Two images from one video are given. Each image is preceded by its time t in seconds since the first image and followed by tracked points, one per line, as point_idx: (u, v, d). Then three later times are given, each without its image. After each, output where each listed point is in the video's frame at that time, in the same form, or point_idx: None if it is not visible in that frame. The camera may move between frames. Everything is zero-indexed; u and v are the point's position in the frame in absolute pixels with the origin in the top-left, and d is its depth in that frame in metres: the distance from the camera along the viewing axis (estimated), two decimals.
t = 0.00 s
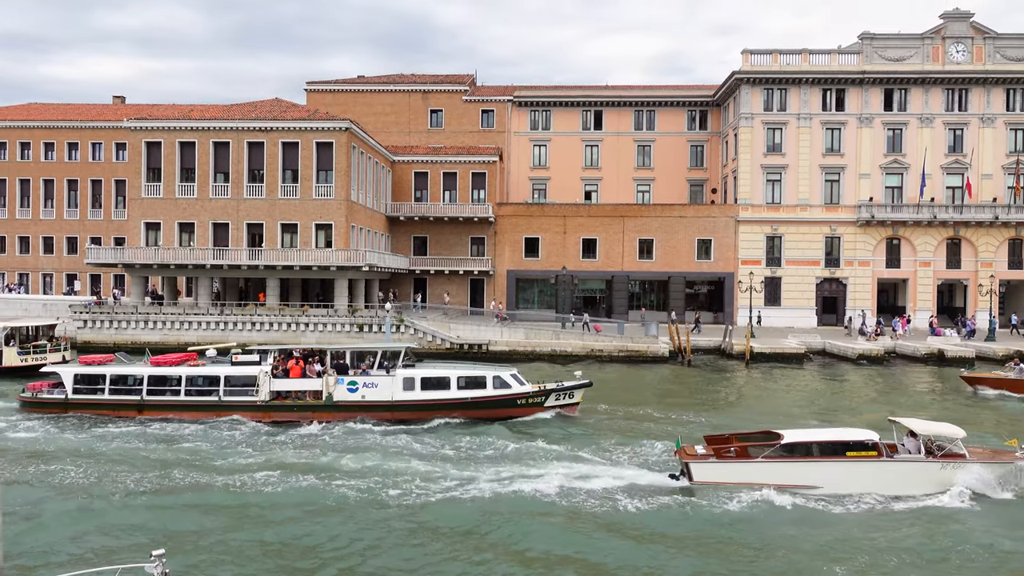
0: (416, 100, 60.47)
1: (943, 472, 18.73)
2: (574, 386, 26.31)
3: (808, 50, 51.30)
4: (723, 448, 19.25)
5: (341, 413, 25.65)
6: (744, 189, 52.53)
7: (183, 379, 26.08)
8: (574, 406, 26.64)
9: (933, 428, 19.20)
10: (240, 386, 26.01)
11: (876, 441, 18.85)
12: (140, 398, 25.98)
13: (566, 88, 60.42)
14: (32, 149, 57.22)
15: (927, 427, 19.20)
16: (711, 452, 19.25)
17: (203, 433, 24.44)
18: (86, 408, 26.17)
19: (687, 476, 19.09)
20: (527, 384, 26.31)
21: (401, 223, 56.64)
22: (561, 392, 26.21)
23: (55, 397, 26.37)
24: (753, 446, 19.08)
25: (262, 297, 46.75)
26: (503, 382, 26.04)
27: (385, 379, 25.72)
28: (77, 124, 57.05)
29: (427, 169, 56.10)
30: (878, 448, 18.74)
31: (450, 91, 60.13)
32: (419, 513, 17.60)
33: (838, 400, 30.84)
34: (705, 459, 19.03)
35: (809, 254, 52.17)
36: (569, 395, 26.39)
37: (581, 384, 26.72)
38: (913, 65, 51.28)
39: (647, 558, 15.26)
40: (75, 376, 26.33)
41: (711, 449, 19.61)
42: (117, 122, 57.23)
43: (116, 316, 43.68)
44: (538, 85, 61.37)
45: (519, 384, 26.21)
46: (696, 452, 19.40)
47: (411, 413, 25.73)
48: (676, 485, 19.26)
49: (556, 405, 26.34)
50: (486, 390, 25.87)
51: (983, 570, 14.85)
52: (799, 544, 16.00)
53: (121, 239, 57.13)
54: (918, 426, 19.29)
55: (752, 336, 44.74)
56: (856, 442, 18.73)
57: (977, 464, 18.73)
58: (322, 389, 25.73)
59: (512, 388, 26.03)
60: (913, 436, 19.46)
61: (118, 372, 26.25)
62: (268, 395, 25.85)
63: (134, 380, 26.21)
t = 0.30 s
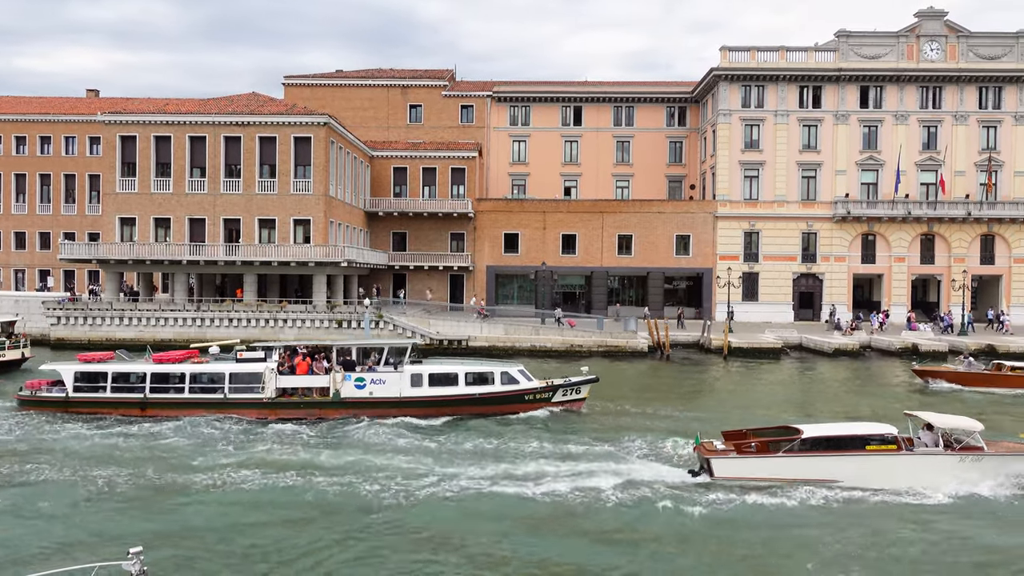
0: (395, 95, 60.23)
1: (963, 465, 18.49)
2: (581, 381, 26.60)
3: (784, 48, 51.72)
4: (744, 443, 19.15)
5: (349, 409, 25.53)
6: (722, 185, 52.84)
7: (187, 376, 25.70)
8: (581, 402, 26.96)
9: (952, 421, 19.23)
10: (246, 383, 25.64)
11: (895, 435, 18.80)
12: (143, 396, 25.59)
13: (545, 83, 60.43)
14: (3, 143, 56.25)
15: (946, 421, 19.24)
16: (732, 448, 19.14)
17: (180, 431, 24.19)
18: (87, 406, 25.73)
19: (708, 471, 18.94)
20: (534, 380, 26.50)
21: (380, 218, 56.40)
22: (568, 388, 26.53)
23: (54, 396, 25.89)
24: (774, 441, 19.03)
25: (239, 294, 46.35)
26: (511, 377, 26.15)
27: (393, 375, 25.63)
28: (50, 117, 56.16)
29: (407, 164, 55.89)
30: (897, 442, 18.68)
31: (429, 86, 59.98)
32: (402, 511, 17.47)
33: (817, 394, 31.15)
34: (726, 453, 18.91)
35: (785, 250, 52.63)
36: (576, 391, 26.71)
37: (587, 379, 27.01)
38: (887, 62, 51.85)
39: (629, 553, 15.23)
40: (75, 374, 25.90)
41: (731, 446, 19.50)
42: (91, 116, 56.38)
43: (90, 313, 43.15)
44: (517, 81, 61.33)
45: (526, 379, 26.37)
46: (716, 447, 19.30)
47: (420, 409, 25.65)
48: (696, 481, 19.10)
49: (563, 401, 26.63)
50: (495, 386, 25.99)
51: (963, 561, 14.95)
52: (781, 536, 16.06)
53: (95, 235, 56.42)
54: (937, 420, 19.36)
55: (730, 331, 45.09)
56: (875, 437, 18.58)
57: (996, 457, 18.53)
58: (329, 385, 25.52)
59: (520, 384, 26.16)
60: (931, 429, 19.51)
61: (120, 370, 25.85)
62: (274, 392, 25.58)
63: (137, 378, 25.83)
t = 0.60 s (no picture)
0: (377, 95, 60.05)
1: (981, 463, 18.76)
2: (589, 382, 26.53)
3: (765, 49, 52.09)
4: (763, 443, 19.19)
5: (357, 411, 25.45)
6: (704, 186, 53.12)
7: (192, 379, 25.40)
8: (589, 402, 26.88)
9: (968, 420, 19.37)
10: (253, 387, 25.44)
11: (913, 434, 18.88)
12: (148, 399, 25.25)
13: (528, 84, 60.47)
14: None
15: (963, 419, 19.41)
16: (752, 448, 19.09)
17: (161, 436, 23.78)
18: (89, 409, 25.33)
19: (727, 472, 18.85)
20: (542, 381, 26.55)
21: (362, 219, 56.17)
22: (576, 389, 26.51)
23: (56, 399, 25.42)
24: (793, 441, 19.07)
25: (220, 295, 46.03)
26: (519, 378, 26.19)
27: (401, 377, 25.59)
28: (27, 117, 55.45)
29: (389, 165, 55.75)
30: (915, 441, 18.78)
31: (411, 87, 59.89)
32: (387, 514, 17.38)
33: (799, 393, 31.39)
34: (746, 453, 18.86)
35: (767, 250, 53.00)
36: (584, 391, 26.65)
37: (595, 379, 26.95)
38: (867, 64, 52.39)
39: (615, 553, 15.24)
40: (77, 377, 25.48)
41: (749, 446, 19.47)
42: (69, 115, 55.71)
43: (68, 315, 42.68)
44: (500, 81, 61.34)
45: (534, 380, 26.40)
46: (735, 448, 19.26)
47: (429, 410, 25.65)
48: (714, 481, 18.99)
49: (571, 402, 26.54)
50: (502, 387, 26.00)
51: (946, 559, 15.07)
52: (765, 535, 16.15)
53: (73, 235, 55.80)
54: (953, 419, 19.47)
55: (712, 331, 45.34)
56: (894, 436, 18.73)
57: (1012, 455, 18.87)
58: (337, 388, 25.43)
59: (528, 385, 26.19)
60: (945, 428, 19.62)
61: (124, 372, 25.46)
62: (281, 394, 25.37)
63: (141, 381, 25.50)
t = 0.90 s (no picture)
0: (357, 92, 59.72)
1: (997, 461, 18.94)
2: (595, 379, 26.83)
3: (744, 49, 52.42)
4: (784, 440, 19.33)
5: (365, 410, 25.35)
6: (684, 184, 53.42)
7: (198, 377, 25.13)
8: (594, 400, 27.21)
9: (984, 418, 19.60)
10: (261, 384, 25.21)
11: (932, 431, 19.06)
12: (154, 397, 24.90)
13: (508, 81, 60.42)
14: None
15: (979, 418, 19.64)
16: (772, 445, 19.27)
17: (139, 433, 23.62)
18: (93, 408, 24.94)
19: (748, 470, 18.99)
20: (549, 379, 26.57)
21: (341, 216, 55.84)
22: (583, 386, 26.70)
23: (59, 398, 25.03)
24: (813, 438, 19.20)
25: (197, 293, 45.58)
26: (527, 376, 26.18)
27: (410, 374, 25.47)
28: None
29: (369, 162, 55.46)
30: (934, 438, 18.96)
31: (392, 83, 59.68)
32: (370, 515, 17.23)
33: (779, 390, 31.67)
34: (766, 451, 19.00)
35: (745, 248, 53.41)
36: (590, 389, 26.91)
37: (601, 377, 27.23)
38: (844, 65, 52.94)
39: (598, 552, 15.29)
40: (81, 376, 25.13)
41: (769, 443, 19.63)
42: (43, 110, 54.88)
43: (42, 312, 42.08)
44: (480, 79, 61.26)
45: (542, 378, 26.43)
46: (756, 446, 19.41)
47: (438, 408, 25.53)
48: (724, 479, 19.16)
49: (578, 399, 26.80)
50: (511, 385, 25.96)
51: (926, 557, 15.17)
52: (747, 534, 16.20)
53: (47, 231, 54.95)
54: (969, 416, 19.71)
55: (691, 329, 45.62)
56: (912, 433, 18.86)
57: None
58: (345, 385, 25.30)
59: (536, 382, 26.24)
60: (961, 425, 19.85)
61: (129, 371, 25.16)
62: (289, 392, 25.20)
63: (146, 379, 25.14)
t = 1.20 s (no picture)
0: (341, 92, 59.50)
1: (1019, 460, 19.14)
2: (607, 380, 26.89)
3: (727, 51, 52.74)
4: (808, 441, 19.55)
5: (380, 412, 25.17)
6: (667, 185, 53.65)
7: (211, 380, 25.06)
8: (606, 401, 27.22)
9: (1003, 418, 19.88)
10: (274, 386, 25.19)
11: (954, 431, 19.27)
12: (165, 400, 24.81)
13: (492, 82, 60.43)
14: None
15: (999, 418, 19.91)
16: (796, 446, 19.45)
17: (121, 436, 23.41)
18: (103, 412, 24.74)
19: (774, 471, 19.13)
20: (562, 380, 26.62)
21: (325, 217, 55.59)
22: (595, 387, 26.74)
23: (67, 402, 24.78)
24: (837, 439, 19.43)
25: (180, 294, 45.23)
26: (540, 377, 26.25)
27: (424, 375, 25.47)
28: None
29: (353, 163, 55.29)
30: (956, 438, 19.17)
31: (376, 84, 59.52)
32: (355, 518, 17.13)
33: (764, 390, 31.87)
34: (792, 452, 19.16)
35: (728, 249, 53.73)
36: (602, 389, 26.94)
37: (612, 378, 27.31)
38: (826, 67, 53.39)
39: (586, 554, 15.34)
40: (90, 379, 24.92)
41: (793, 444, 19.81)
42: (23, 109, 54.25)
43: (21, 314, 41.59)
44: (465, 79, 61.25)
45: (555, 379, 26.48)
46: (779, 447, 19.56)
47: (451, 410, 25.50)
48: (710, 480, 19.28)
49: (591, 400, 26.81)
50: (524, 386, 26.05)
51: (909, 559, 15.22)
52: (731, 535, 16.23)
53: (27, 232, 54.33)
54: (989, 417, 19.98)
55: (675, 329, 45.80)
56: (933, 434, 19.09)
57: None
58: (359, 387, 25.16)
59: (548, 383, 26.26)
60: (980, 425, 20.14)
61: (139, 374, 25.00)
62: (302, 394, 25.07)
63: (157, 382, 25.02)
